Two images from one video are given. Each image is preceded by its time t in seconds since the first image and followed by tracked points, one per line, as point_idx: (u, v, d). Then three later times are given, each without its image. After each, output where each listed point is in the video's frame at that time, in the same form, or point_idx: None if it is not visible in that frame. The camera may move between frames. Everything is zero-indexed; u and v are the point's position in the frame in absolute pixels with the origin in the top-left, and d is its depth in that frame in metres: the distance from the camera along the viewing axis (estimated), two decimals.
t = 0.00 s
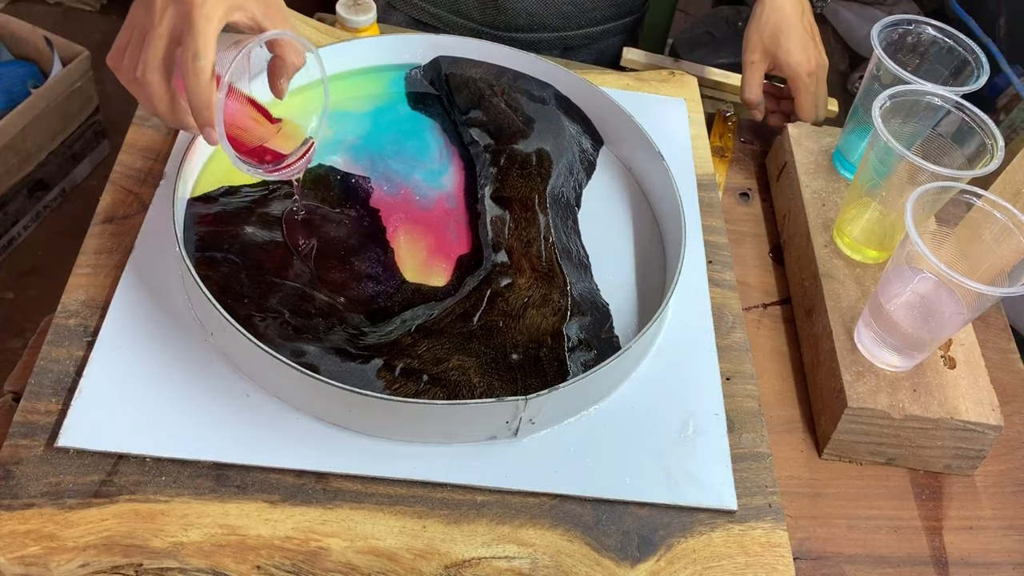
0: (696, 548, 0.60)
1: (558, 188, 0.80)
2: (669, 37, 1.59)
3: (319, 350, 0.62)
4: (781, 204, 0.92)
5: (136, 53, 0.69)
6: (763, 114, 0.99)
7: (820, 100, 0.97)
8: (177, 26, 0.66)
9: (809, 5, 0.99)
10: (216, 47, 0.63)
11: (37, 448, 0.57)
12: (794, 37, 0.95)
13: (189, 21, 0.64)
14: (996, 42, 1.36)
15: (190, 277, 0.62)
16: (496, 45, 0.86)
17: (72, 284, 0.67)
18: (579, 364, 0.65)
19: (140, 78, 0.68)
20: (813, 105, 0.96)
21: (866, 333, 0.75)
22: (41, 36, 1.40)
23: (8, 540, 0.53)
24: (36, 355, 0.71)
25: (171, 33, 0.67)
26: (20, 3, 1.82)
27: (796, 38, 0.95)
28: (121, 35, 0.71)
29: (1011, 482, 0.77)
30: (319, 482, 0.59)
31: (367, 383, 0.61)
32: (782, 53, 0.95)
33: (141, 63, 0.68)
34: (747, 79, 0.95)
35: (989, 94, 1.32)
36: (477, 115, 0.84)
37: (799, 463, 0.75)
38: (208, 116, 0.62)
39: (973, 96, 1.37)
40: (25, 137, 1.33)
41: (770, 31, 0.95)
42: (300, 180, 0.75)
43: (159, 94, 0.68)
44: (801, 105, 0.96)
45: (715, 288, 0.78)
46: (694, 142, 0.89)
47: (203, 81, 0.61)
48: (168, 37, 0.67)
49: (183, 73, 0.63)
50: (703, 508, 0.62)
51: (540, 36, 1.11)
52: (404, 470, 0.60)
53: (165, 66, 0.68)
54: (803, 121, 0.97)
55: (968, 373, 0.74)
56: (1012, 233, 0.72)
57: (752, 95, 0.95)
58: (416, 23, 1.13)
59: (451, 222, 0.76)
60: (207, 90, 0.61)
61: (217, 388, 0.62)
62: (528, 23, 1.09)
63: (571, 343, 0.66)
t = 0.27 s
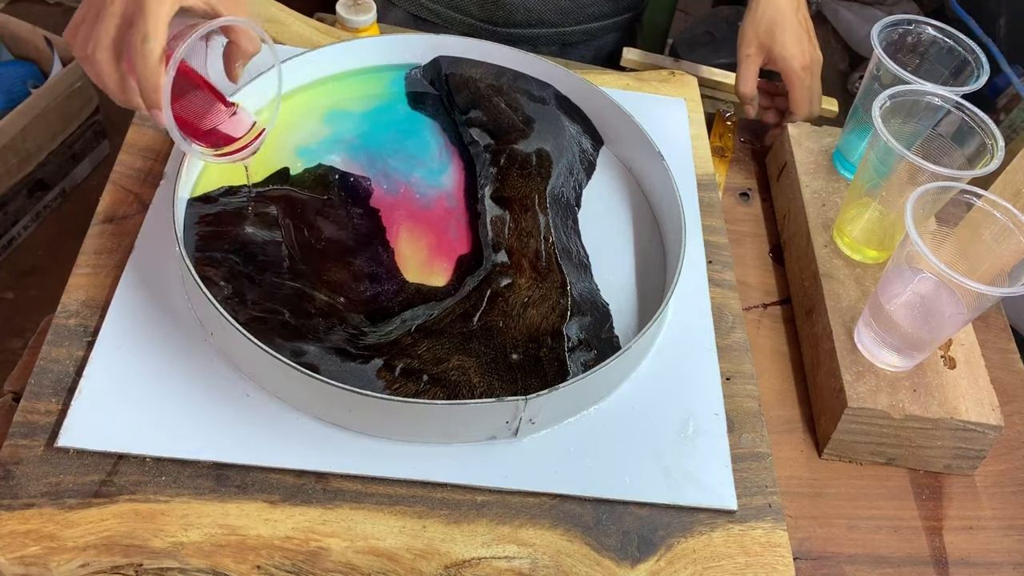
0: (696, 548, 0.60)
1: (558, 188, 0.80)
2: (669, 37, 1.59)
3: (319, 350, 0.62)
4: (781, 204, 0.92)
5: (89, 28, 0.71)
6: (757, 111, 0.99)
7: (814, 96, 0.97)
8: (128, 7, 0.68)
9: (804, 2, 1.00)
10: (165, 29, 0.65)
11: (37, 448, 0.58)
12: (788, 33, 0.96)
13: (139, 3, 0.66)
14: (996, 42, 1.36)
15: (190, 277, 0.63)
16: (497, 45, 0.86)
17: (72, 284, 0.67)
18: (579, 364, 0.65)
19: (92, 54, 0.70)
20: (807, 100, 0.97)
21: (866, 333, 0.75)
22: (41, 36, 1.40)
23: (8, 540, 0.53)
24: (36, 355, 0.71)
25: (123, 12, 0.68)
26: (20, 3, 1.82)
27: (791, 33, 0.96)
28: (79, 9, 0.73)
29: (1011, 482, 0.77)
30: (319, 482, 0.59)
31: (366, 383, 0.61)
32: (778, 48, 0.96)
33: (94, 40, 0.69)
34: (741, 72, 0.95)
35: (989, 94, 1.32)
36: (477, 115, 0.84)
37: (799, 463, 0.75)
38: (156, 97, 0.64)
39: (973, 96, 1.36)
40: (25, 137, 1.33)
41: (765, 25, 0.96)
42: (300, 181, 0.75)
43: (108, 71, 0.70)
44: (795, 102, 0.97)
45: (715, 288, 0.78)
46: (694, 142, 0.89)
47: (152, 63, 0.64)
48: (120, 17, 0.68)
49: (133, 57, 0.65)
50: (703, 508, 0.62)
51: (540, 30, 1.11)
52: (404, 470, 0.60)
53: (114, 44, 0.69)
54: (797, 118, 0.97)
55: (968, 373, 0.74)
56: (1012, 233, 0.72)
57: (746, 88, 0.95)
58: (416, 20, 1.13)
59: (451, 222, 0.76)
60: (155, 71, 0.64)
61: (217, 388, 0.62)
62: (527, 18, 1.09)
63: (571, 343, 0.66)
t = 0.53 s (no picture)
0: (696, 548, 0.60)
1: (558, 188, 0.80)
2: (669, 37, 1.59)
3: (319, 350, 0.62)
4: (781, 204, 0.92)
5: (36, 17, 0.72)
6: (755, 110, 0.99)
7: (811, 95, 0.98)
8: None
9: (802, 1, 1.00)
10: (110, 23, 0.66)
11: (38, 448, 0.58)
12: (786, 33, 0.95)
13: None
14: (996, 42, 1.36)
15: (190, 277, 0.63)
16: (497, 45, 0.86)
17: (72, 284, 0.67)
18: (579, 364, 0.65)
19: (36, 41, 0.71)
20: (805, 99, 0.97)
21: (866, 333, 0.75)
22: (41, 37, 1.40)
23: (8, 540, 0.53)
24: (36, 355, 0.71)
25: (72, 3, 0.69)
26: (20, 3, 1.81)
27: (789, 32, 0.95)
28: None
29: (1011, 482, 0.77)
30: (319, 482, 0.59)
31: (366, 383, 0.61)
32: (777, 48, 0.96)
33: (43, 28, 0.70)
34: (739, 71, 0.95)
35: (990, 94, 1.32)
36: (477, 115, 0.84)
37: (799, 463, 0.75)
38: (89, 88, 0.64)
39: (973, 96, 1.36)
40: (25, 137, 1.33)
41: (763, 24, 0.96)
42: (300, 180, 0.75)
43: (50, 60, 0.71)
44: (793, 101, 0.97)
45: (715, 288, 0.78)
46: (694, 142, 0.89)
47: (89, 54, 0.64)
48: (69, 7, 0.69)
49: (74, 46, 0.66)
50: (703, 508, 0.62)
51: (540, 29, 1.11)
52: (404, 470, 0.60)
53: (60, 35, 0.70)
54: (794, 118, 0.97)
55: (968, 373, 0.74)
56: (1012, 233, 0.72)
57: (745, 87, 0.95)
58: (415, 19, 1.13)
59: (451, 222, 0.76)
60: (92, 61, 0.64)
61: (217, 388, 0.62)
62: (527, 18, 1.09)
63: (571, 343, 0.66)
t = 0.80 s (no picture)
0: (696, 548, 0.60)
1: (558, 188, 0.80)
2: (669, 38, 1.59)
3: (319, 350, 0.62)
4: (781, 204, 0.92)
5: (99, 30, 0.66)
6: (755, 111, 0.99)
7: (811, 95, 0.97)
8: (142, 8, 0.63)
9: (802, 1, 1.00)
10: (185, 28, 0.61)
11: (38, 448, 0.58)
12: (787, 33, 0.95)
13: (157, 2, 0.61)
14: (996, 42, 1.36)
15: (191, 277, 0.63)
16: (496, 46, 0.86)
17: (72, 283, 0.67)
18: (579, 364, 0.65)
19: (104, 55, 0.65)
20: (804, 99, 0.97)
21: (866, 333, 0.75)
22: (41, 37, 1.39)
23: (8, 540, 0.53)
24: (35, 355, 0.71)
25: (138, 11, 0.64)
26: (20, 4, 1.81)
27: (789, 32, 0.95)
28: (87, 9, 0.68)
29: (1011, 482, 0.77)
30: (319, 482, 0.59)
31: (366, 383, 0.61)
32: (777, 49, 0.95)
33: (105, 42, 0.65)
34: (740, 72, 0.95)
35: (989, 94, 1.32)
36: (477, 115, 0.84)
37: (799, 463, 0.75)
38: (172, 99, 0.61)
39: (973, 96, 1.36)
40: (25, 138, 1.33)
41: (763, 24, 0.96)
42: (300, 180, 0.75)
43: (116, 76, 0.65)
44: (793, 101, 0.97)
45: (715, 288, 0.78)
46: (694, 143, 0.89)
47: (168, 64, 0.60)
48: (135, 17, 0.64)
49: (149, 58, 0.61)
50: (703, 508, 0.62)
51: (540, 30, 1.11)
52: (404, 470, 0.60)
53: (133, 46, 0.64)
54: (794, 119, 0.97)
55: (967, 372, 0.74)
56: (1012, 233, 0.72)
57: (745, 88, 0.95)
58: (416, 20, 1.13)
59: (451, 221, 0.76)
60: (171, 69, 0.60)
61: (217, 388, 0.62)
62: (527, 19, 1.09)
63: (571, 343, 0.66)
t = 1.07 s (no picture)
0: (696, 548, 0.60)
1: (558, 188, 0.80)
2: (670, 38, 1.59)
3: (319, 350, 0.62)
4: (780, 204, 0.92)
5: (69, 19, 0.69)
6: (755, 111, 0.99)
7: (810, 95, 0.97)
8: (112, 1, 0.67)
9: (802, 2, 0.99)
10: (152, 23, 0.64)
11: (38, 448, 0.58)
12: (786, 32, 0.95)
13: None
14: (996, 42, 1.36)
15: (191, 277, 0.63)
16: (496, 46, 0.86)
17: (72, 283, 0.67)
18: (579, 364, 0.65)
19: (69, 44, 0.68)
20: (804, 99, 0.97)
21: (866, 333, 0.75)
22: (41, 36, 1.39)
23: (8, 540, 0.53)
24: (35, 355, 0.71)
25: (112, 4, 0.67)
26: (20, 3, 1.81)
27: (789, 32, 0.95)
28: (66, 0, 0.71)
29: (1011, 482, 0.77)
30: (319, 482, 0.59)
31: (366, 383, 0.61)
32: (777, 49, 0.95)
33: (76, 30, 0.68)
34: (739, 72, 0.96)
35: (989, 94, 1.32)
36: (477, 115, 0.84)
37: (799, 463, 0.75)
38: (133, 91, 0.63)
39: (973, 96, 1.36)
40: (26, 137, 1.33)
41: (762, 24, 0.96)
42: (300, 180, 0.75)
43: (90, 65, 0.68)
44: (792, 101, 0.97)
45: (715, 288, 0.78)
46: (694, 143, 0.89)
47: (132, 56, 0.63)
48: (106, 9, 0.67)
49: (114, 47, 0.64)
50: (703, 508, 0.62)
51: (540, 30, 1.11)
52: (404, 470, 0.60)
53: (102, 37, 0.67)
54: (793, 119, 0.97)
55: (968, 372, 0.74)
56: (1012, 233, 0.72)
57: (745, 87, 0.95)
58: (416, 21, 1.13)
59: (451, 221, 0.76)
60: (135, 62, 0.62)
61: (217, 388, 0.62)
62: (527, 19, 1.09)
63: (571, 343, 0.66)
